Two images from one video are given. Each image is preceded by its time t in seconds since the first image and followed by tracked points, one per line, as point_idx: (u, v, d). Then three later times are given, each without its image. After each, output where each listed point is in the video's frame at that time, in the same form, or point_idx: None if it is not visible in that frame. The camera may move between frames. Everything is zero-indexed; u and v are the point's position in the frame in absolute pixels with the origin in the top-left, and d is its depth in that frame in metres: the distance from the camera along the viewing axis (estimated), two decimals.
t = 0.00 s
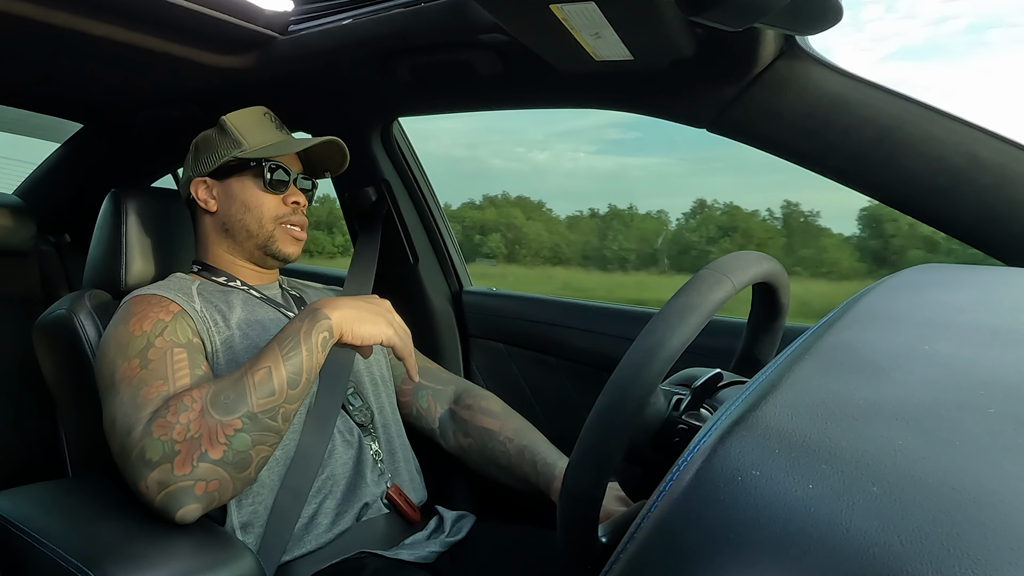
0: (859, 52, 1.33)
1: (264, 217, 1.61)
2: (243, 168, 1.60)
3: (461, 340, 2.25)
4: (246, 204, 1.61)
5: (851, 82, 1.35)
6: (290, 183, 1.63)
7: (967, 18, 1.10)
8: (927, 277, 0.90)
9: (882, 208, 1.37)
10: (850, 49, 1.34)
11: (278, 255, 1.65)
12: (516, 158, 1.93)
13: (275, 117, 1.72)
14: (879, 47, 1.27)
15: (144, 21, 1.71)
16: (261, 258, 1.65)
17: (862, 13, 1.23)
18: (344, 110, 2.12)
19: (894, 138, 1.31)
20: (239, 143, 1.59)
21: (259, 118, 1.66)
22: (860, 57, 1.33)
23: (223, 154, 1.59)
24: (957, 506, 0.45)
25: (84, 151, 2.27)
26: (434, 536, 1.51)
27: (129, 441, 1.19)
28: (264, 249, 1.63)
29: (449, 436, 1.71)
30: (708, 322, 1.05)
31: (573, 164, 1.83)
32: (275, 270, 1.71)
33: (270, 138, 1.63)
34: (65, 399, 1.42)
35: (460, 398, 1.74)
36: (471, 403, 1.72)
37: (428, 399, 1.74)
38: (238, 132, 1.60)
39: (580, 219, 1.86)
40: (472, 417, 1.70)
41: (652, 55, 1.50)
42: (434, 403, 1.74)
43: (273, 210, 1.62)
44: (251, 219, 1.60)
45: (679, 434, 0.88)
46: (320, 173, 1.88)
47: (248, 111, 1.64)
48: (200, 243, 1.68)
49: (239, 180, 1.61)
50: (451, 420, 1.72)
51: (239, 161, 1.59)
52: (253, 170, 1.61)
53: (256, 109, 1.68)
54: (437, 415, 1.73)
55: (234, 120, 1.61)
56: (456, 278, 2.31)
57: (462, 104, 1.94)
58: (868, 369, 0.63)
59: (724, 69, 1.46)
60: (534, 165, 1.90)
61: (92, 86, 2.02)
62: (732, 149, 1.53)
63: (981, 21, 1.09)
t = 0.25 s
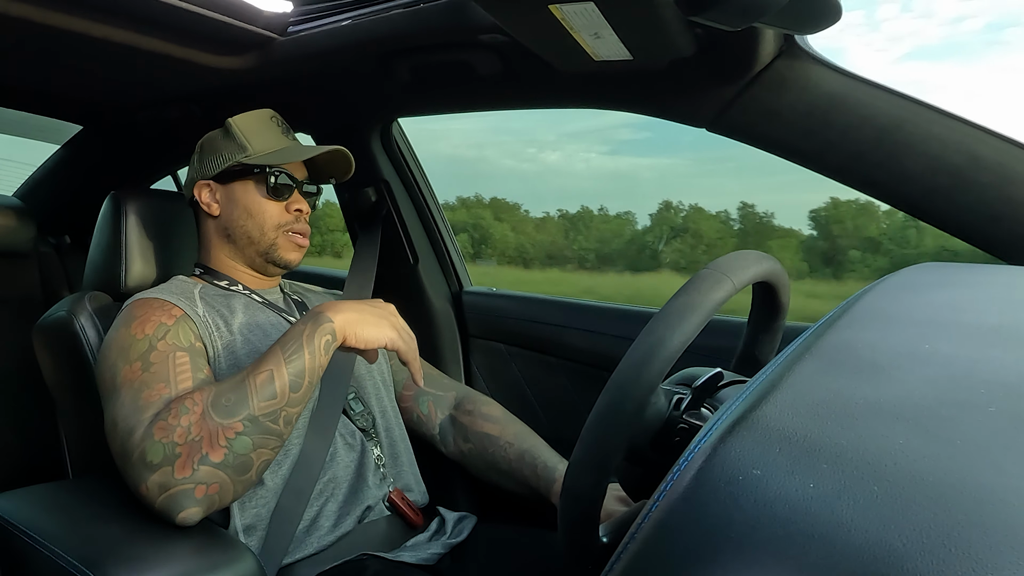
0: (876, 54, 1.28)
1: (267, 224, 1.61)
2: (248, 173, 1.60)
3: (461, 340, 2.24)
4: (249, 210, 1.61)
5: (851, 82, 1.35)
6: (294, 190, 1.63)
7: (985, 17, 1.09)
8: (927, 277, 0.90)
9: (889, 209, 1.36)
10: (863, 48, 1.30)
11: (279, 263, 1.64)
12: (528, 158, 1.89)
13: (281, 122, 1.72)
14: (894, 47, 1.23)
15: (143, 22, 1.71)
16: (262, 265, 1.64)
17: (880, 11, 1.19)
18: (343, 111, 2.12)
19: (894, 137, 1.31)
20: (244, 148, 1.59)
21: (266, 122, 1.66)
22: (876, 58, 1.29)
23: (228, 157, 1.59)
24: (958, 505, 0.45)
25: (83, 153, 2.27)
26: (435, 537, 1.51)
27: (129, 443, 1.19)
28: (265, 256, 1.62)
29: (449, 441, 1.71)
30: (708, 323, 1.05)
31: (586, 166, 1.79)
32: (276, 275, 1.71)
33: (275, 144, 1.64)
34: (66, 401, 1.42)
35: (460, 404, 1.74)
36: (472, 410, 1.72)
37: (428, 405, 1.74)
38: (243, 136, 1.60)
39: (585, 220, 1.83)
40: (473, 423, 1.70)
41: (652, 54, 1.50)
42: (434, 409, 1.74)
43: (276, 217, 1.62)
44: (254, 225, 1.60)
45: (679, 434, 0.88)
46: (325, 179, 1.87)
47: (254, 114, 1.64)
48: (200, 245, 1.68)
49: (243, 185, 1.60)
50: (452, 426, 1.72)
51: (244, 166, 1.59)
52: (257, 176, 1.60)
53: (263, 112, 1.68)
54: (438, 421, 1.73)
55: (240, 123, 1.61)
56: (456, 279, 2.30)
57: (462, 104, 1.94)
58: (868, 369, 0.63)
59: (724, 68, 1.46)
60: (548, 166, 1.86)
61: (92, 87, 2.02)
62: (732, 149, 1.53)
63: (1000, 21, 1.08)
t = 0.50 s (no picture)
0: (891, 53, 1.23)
1: (262, 225, 1.61)
2: (246, 172, 1.60)
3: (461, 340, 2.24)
4: (245, 210, 1.60)
5: (851, 83, 1.35)
6: (292, 191, 1.63)
7: (1002, 14, 1.08)
8: (927, 277, 0.90)
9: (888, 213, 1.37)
10: (879, 47, 1.25)
11: (274, 263, 1.64)
12: (540, 158, 1.89)
13: (283, 122, 1.72)
14: (911, 46, 1.17)
15: (143, 22, 1.71)
16: (258, 264, 1.65)
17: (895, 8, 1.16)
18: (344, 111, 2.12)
19: (894, 138, 1.31)
20: (243, 148, 1.59)
21: (268, 122, 1.66)
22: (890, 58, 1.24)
23: (227, 157, 1.59)
24: (958, 506, 0.45)
25: (84, 152, 2.27)
26: (435, 536, 1.51)
27: (128, 441, 1.19)
28: (261, 255, 1.62)
29: (447, 433, 1.72)
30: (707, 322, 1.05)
31: (597, 166, 1.79)
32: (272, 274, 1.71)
33: (276, 144, 1.64)
34: (65, 400, 1.42)
35: (459, 395, 1.75)
36: (471, 401, 1.72)
37: (428, 394, 1.74)
38: (244, 136, 1.60)
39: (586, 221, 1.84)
40: (472, 415, 1.70)
41: (653, 55, 1.50)
42: (434, 399, 1.74)
43: (272, 220, 1.62)
44: (249, 225, 1.60)
45: (680, 434, 0.88)
46: (324, 181, 1.88)
47: (256, 114, 1.64)
48: (199, 243, 1.68)
49: (240, 184, 1.60)
50: (450, 417, 1.73)
51: (242, 165, 1.59)
52: (255, 176, 1.60)
53: (266, 112, 1.68)
54: (437, 411, 1.74)
55: (241, 122, 1.62)
56: (456, 279, 2.31)
57: (462, 104, 1.94)
58: (868, 369, 0.63)
59: (724, 69, 1.46)
60: (559, 166, 1.86)
61: (92, 87, 2.02)
62: (733, 149, 1.53)
63: (1016, 18, 1.07)
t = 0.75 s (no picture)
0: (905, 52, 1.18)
1: (256, 223, 1.61)
2: (238, 174, 1.60)
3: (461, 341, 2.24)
4: (238, 211, 1.60)
5: (851, 82, 1.35)
6: (284, 190, 1.63)
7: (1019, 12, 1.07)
8: (927, 277, 0.90)
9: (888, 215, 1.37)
10: (896, 51, 1.21)
11: (271, 260, 1.65)
12: (551, 158, 1.85)
13: (271, 122, 1.72)
14: (927, 45, 1.14)
15: (143, 23, 1.71)
16: (255, 263, 1.65)
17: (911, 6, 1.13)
18: (343, 112, 2.12)
19: (894, 138, 1.31)
20: (233, 149, 1.59)
21: (256, 122, 1.66)
22: (905, 57, 1.20)
23: (218, 159, 1.59)
24: (958, 505, 0.45)
25: (83, 153, 2.27)
26: (435, 537, 1.50)
27: (124, 444, 1.19)
28: (259, 254, 1.63)
29: (445, 434, 1.72)
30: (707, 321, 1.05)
31: (608, 166, 1.75)
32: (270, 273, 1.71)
33: (265, 145, 1.64)
34: (65, 402, 1.42)
35: (458, 396, 1.75)
36: (468, 403, 1.72)
37: (427, 396, 1.74)
38: (232, 137, 1.60)
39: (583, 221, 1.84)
40: (470, 416, 1.70)
41: (652, 55, 1.50)
42: (433, 400, 1.74)
43: (267, 215, 1.62)
44: (245, 225, 1.60)
45: (680, 434, 0.88)
46: (316, 179, 1.87)
47: (244, 115, 1.64)
48: (195, 246, 1.68)
49: (233, 186, 1.60)
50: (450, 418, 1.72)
51: (233, 167, 1.59)
52: (247, 177, 1.60)
53: (252, 112, 1.67)
54: (436, 412, 1.73)
55: (230, 124, 1.62)
56: (456, 279, 2.30)
57: (461, 105, 1.94)
58: (868, 369, 0.63)
59: (723, 69, 1.46)
60: (570, 167, 1.82)
61: (92, 88, 2.02)
62: (732, 150, 1.53)
63: None
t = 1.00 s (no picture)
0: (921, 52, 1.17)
1: (259, 220, 1.61)
2: (239, 171, 1.60)
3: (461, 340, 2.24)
4: (241, 208, 1.61)
5: (851, 82, 1.35)
6: (285, 185, 1.63)
7: None
8: (927, 277, 0.90)
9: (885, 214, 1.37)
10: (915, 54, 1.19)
11: (275, 258, 1.65)
12: (561, 158, 1.83)
13: (270, 118, 1.71)
14: (944, 43, 1.14)
15: (143, 22, 1.71)
16: (258, 260, 1.65)
17: (926, 5, 1.14)
18: (343, 110, 2.12)
19: (894, 138, 1.31)
20: (233, 146, 1.58)
21: (255, 119, 1.65)
22: (920, 56, 1.19)
23: (218, 157, 1.59)
24: (957, 506, 0.45)
25: (83, 152, 2.27)
26: (434, 536, 1.50)
27: (124, 442, 1.19)
28: (262, 252, 1.63)
29: (445, 435, 1.72)
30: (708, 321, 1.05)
31: (619, 166, 1.73)
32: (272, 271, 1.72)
33: (265, 139, 1.62)
34: (65, 401, 1.42)
35: (457, 398, 1.75)
36: (468, 404, 1.72)
37: (426, 397, 1.74)
38: (232, 134, 1.59)
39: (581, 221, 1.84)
40: (469, 418, 1.70)
41: (652, 55, 1.50)
42: (433, 402, 1.74)
43: (269, 212, 1.62)
44: (248, 222, 1.60)
45: (680, 434, 0.88)
46: (318, 173, 1.88)
47: (242, 113, 1.62)
48: (196, 245, 1.68)
49: (234, 184, 1.60)
50: (450, 420, 1.72)
51: (234, 164, 1.58)
52: (248, 173, 1.60)
53: (251, 109, 1.66)
54: (435, 414, 1.73)
55: (229, 122, 1.60)
56: (456, 278, 2.30)
57: (461, 104, 1.94)
58: (868, 369, 0.63)
59: (724, 68, 1.46)
60: (582, 167, 1.80)
61: (92, 87, 2.02)
62: (732, 149, 1.53)
63: None
